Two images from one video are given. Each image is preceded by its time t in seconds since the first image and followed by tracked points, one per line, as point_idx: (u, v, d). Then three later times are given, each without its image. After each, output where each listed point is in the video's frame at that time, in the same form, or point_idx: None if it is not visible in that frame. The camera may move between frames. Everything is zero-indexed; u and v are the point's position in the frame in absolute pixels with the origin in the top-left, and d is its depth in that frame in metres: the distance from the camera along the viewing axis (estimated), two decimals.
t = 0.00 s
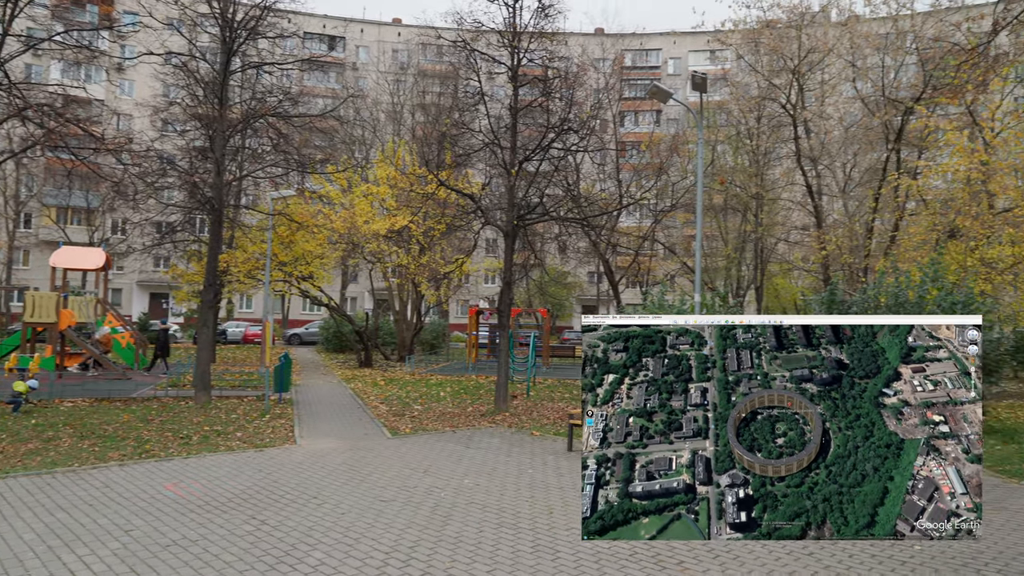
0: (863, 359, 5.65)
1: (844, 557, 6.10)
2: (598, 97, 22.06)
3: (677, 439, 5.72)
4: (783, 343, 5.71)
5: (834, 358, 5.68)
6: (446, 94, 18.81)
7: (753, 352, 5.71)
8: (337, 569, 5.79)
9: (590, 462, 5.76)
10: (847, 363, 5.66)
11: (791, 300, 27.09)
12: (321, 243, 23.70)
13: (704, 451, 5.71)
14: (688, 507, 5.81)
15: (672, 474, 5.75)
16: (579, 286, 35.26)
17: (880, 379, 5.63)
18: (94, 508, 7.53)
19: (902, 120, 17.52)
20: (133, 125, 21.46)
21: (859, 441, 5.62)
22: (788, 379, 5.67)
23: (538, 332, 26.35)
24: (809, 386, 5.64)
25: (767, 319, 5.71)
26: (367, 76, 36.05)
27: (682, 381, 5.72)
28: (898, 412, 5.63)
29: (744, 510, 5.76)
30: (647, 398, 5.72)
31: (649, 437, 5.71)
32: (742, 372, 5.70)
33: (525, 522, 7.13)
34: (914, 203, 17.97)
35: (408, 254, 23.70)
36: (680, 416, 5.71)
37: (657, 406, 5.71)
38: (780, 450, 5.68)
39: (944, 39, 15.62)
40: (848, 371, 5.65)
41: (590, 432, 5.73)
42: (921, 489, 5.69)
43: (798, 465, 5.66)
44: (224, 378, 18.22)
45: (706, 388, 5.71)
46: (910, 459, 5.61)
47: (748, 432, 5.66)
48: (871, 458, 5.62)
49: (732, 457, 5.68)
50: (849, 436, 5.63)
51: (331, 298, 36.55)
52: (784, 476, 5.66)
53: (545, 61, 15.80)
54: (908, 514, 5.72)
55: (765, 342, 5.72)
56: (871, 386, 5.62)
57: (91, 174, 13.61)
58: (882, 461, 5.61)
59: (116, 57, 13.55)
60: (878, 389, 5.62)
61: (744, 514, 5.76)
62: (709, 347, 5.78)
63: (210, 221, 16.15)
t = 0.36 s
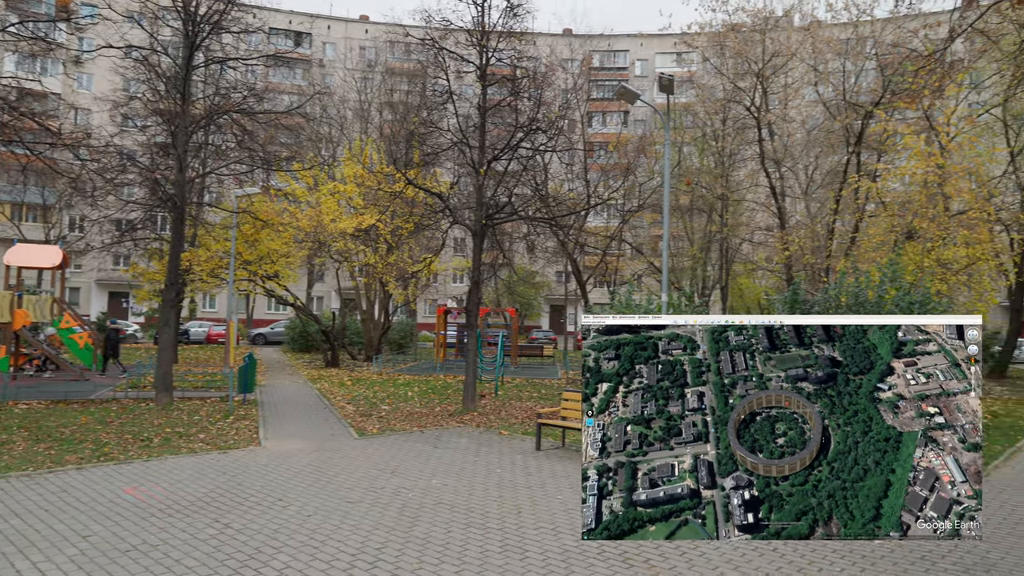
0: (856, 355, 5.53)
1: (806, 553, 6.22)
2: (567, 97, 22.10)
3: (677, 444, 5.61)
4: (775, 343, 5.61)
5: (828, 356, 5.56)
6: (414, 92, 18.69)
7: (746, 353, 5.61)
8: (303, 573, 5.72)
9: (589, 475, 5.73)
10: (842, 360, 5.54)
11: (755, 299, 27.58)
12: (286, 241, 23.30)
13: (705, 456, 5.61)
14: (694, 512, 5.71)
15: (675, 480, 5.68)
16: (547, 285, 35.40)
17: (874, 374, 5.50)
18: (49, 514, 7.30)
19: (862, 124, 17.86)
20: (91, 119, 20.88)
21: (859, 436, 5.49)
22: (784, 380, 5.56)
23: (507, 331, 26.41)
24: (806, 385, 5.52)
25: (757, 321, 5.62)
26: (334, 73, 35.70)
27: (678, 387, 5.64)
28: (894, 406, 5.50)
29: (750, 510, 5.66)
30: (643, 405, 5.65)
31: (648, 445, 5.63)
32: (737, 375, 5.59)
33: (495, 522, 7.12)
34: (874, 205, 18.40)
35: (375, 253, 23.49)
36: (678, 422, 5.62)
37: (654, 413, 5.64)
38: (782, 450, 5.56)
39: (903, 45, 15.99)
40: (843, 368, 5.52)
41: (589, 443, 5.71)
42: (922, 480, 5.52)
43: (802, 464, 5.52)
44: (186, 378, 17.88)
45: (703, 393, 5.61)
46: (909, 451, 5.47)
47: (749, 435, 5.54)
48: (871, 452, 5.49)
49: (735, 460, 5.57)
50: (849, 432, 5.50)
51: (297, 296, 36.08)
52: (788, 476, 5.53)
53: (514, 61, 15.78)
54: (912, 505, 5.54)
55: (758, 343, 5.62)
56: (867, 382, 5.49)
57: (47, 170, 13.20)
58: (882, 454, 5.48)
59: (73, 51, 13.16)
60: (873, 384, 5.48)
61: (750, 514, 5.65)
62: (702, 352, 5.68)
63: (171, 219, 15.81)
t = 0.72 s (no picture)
0: (849, 352, 5.53)
1: (769, 549, 6.33)
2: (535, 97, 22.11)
3: (677, 450, 5.68)
4: (767, 344, 5.63)
5: (821, 355, 5.57)
6: (382, 90, 18.53)
7: (739, 356, 5.64)
8: None
9: (592, 486, 5.89)
10: (836, 358, 5.55)
11: (720, 299, 28.00)
12: (250, 240, 22.86)
13: (707, 459, 5.64)
14: (701, 517, 5.74)
15: (679, 487, 5.73)
16: (516, 285, 35.41)
17: (868, 371, 5.49)
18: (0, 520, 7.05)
19: (824, 128, 18.18)
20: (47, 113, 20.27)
21: (858, 431, 5.49)
22: (779, 381, 5.58)
23: (475, 331, 26.36)
24: (801, 384, 5.55)
25: (747, 322, 5.66)
26: (301, 70, 35.24)
27: (673, 393, 5.71)
28: (889, 400, 5.48)
29: (758, 512, 5.63)
30: (640, 413, 5.74)
31: (648, 451, 5.71)
32: (732, 377, 5.62)
33: (463, 522, 7.10)
34: (834, 207, 18.82)
35: (342, 253, 23.24)
36: (677, 427, 5.68)
37: (651, 420, 5.72)
38: (783, 450, 5.59)
39: (862, 51, 16.38)
40: (837, 366, 5.53)
41: (588, 453, 5.83)
42: (923, 471, 5.45)
43: (804, 462, 5.52)
44: (146, 379, 17.30)
45: (700, 397, 5.66)
46: (909, 443, 5.43)
47: (749, 436, 5.56)
48: (872, 446, 5.48)
49: (737, 462, 5.58)
50: (847, 428, 5.49)
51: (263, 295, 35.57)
52: (791, 475, 5.54)
53: (482, 60, 15.72)
54: (915, 495, 5.48)
55: (750, 344, 5.65)
56: (861, 378, 5.49)
57: None
58: (883, 446, 5.46)
59: (27, 42, 12.76)
60: (868, 379, 5.48)
61: (758, 516, 5.62)
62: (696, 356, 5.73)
63: (131, 216, 15.44)
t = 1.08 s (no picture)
0: (842, 350, 5.30)
1: (734, 547, 6.40)
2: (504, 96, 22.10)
3: (678, 456, 5.39)
4: (760, 344, 5.42)
5: (815, 353, 5.35)
6: (349, 87, 18.36)
7: (733, 358, 5.42)
8: None
9: (595, 499, 5.60)
10: (830, 357, 5.32)
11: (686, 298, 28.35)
12: (214, 238, 22.41)
13: (710, 463, 5.35)
14: (710, 521, 5.46)
15: (684, 492, 5.44)
16: (485, 284, 35.37)
17: (862, 368, 5.25)
18: None
19: (787, 130, 18.49)
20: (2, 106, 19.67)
21: (856, 427, 5.21)
22: (776, 382, 5.34)
23: (443, 330, 26.28)
24: (798, 384, 5.32)
25: (740, 324, 5.44)
26: (267, 65, 34.76)
27: (672, 399, 5.45)
28: (884, 394, 5.21)
29: (765, 513, 5.36)
30: (637, 421, 5.45)
31: (650, 459, 5.42)
32: (728, 381, 5.38)
33: (430, 523, 7.05)
34: (797, 208, 19.17)
35: (308, 251, 23.00)
36: (677, 433, 5.40)
37: (650, 427, 5.43)
38: (785, 450, 5.31)
39: (824, 56, 16.71)
40: (832, 365, 5.30)
41: (589, 464, 5.54)
42: (923, 462, 5.16)
43: (807, 462, 5.27)
44: (106, 379, 16.76)
45: (698, 402, 5.40)
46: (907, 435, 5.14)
47: (750, 438, 5.29)
48: (872, 440, 5.20)
49: (740, 465, 5.31)
50: (844, 425, 5.23)
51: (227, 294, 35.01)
52: (796, 474, 5.27)
53: (450, 58, 15.67)
54: (917, 487, 5.19)
55: (743, 346, 5.44)
56: (857, 375, 5.25)
57: None
58: (881, 439, 5.18)
59: None
60: (862, 376, 5.24)
61: (766, 519, 5.36)
62: (689, 360, 5.48)
63: (89, 213, 15.09)
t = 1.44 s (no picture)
0: (833, 347, 5.33)
1: (700, 545, 6.49)
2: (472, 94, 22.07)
3: (681, 461, 5.43)
4: (751, 346, 5.47)
5: (807, 352, 5.37)
6: (316, 83, 18.16)
7: (727, 361, 5.46)
8: None
9: (600, 509, 5.64)
10: (822, 354, 5.34)
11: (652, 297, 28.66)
12: (176, 235, 21.85)
13: (712, 465, 5.39)
14: (716, 525, 5.48)
15: (689, 497, 5.49)
16: (453, 283, 35.29)
17: (854, 364, 5.27)
18: None
19: (751, 132, 18.82)
20: None
21: (854, 423, 5.26)
22: (771, 382, 5.38)
23: (411, 329, 26.15)
24: (793, 382, 5.34)
25: (730, 326, 5.48)
26: (231, 60, 34.21)
27: (668, 405, 5.50)
28: (880, 388, 5.26)
29: (770, 513, 5.41)
30: (636, 428, 5.53)
31: (651, 466, 5.47)
32: (722, 383, 5.43)
33: (399, 523, 7.02)
34: (761, 209, 19.05)
35: (273, 249, 22.86)
36: (677, 438, 5.45)
37: (648, 435, 5.50)
38: (786, 449, 5.36)
39: (787, 59, 17.03)
40: (825, 362, 5.32)
41: (589, 476, 5.58)
42: (921, 453, 5.21)
43: (808, 460, 5.31)
44: (61, 381, 16.39)
45: (695, 406, 5.43)
46: (904, 428, 5.19)
47: (749, 440, 5.36)
48: (872, 434, 5.24)
49: (743, 467, 5.36)
50: (843, 422, 5.28)
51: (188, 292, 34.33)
52: (799, 473, 5.31)
53: (419, 56, 15.62)
54: (918, 476, 5.24)
55: (735, 348, 5.47)
56: (851, 371, 5.26)
57: None
58: (881, 433, 5.23)
59: None
60: (856, 372, 5.25)
61: (773, 518, 5.40)
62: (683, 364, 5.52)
63: (45, 208, 14.65)
